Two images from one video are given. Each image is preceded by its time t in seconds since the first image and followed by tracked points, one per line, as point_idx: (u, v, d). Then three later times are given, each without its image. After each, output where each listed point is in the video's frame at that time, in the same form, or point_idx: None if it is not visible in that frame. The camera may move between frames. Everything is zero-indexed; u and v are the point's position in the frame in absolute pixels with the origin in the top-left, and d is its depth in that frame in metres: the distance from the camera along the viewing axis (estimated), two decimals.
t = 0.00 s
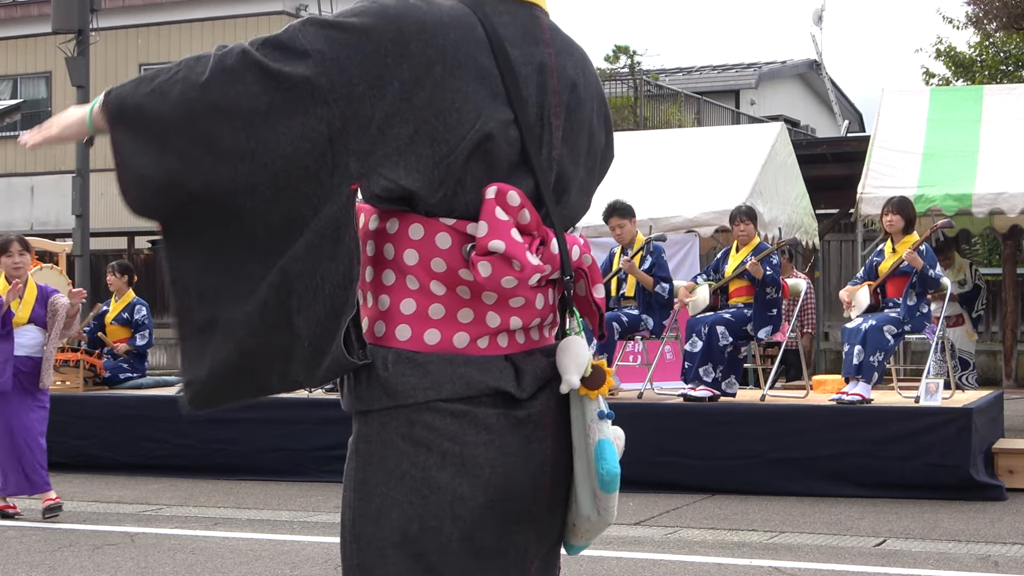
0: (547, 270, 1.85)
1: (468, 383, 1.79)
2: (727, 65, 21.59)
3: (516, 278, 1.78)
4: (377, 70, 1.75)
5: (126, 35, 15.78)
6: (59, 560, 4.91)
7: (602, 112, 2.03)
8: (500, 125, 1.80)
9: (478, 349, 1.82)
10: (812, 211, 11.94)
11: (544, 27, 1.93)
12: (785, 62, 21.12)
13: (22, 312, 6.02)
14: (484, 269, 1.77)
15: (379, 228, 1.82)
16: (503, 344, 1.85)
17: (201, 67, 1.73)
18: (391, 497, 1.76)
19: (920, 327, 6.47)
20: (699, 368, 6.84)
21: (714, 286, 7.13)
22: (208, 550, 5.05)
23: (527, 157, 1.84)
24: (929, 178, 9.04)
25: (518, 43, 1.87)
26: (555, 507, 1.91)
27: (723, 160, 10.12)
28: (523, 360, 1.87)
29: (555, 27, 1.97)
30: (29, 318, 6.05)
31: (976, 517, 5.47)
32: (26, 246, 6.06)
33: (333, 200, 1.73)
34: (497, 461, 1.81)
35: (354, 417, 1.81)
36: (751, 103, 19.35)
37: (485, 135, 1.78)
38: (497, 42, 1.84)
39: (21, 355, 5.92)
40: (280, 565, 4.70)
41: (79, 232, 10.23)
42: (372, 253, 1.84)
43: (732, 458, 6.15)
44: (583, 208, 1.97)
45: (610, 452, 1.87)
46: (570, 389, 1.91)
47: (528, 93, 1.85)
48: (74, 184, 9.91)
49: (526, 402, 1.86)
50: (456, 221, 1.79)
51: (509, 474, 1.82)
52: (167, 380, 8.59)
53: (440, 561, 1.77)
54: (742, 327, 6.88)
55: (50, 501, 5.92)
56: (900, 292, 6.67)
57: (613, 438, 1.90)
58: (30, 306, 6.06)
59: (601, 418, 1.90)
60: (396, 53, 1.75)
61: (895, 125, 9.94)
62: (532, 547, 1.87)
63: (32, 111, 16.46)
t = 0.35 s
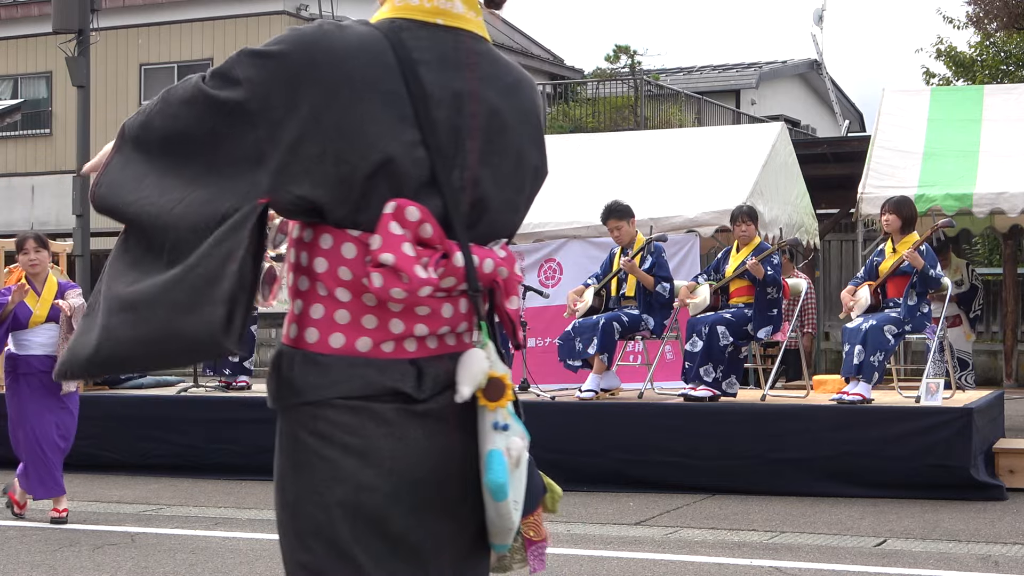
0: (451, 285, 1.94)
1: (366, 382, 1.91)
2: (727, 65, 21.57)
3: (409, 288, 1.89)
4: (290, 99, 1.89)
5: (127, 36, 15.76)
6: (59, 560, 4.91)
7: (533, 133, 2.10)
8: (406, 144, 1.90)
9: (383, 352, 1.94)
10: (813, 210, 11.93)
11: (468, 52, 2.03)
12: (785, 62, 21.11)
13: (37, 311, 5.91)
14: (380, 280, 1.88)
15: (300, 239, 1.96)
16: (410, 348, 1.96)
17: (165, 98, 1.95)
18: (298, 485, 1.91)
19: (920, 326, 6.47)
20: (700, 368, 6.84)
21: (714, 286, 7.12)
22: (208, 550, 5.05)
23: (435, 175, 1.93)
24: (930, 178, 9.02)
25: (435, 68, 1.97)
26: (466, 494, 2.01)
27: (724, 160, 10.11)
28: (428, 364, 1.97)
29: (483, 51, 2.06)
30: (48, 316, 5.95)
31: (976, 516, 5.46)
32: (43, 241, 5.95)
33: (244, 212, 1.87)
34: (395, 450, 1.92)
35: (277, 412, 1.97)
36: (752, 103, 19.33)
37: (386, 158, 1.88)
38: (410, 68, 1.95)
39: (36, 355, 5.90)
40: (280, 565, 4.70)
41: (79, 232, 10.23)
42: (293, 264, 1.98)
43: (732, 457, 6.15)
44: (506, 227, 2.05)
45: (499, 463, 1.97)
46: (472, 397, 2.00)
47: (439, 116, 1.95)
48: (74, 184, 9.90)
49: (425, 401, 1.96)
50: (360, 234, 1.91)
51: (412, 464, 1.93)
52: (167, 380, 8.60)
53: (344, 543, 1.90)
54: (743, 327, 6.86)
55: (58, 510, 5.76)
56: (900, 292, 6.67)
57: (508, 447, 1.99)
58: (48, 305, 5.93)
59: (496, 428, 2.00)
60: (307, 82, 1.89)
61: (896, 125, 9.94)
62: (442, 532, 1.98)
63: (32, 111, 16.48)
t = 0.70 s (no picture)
0: (368, 276, 1.93)
1: (283, 370, 1.91)
2: (727, 65, 21.59)
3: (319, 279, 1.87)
4: (220, 101, 1.94)
5: (126, 36, 15.72)
6: (59, 560, 4.91)
7: (468, 124, 2.07)
8: (323, 146, 1.90)
9: (305, 340, 1.93)
10: (812, 210, 11.94)
11: (394, 49, 1.99)
12: (785, 62, 21.12)
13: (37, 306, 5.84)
14: (290, 269, 1.88)
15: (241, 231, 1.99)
16: (336, 337, 1.95)
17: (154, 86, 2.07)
18: (214, 471, 1.93)
19: (920, 327, 6.48)
20: (699, 368, 6.84)
21: (714, 286, 7.13)
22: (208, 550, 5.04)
23: (352, 174, 1.92)
24: (930, 178, 9.01)
25: (356, 68, 1.94)
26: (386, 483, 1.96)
27: (723, 161, 10.11)
28: (351, 353, 1.94)
29: (412, 47, 2.01)
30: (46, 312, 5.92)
31: (976, 517, 5.46)
32: (48, 233, 5.91)
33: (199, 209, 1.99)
34: (304, 440, 1.90)
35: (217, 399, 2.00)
36: (751, 103, 19.34)
37: (304, 160, 1.90)
38: (331, 68, 1.92)
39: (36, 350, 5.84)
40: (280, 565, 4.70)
41: (79, 232, 10.22)
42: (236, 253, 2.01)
43: (731, 458, 6.14)
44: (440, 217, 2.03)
45: (410, 457, 1.86)
46: (386, 391, 1.93)
47: (360, 116, 1.93)
48: (74, 184, 9.90)
49: (340, 390, 1.92)
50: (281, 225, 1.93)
51: (322, 452, 1.90)
52: (167, 380, 8.59)
53: (250, 529, 1.89)
54: (742, 327, 6.86)
55: (58, 511, 5.75)
56: (900, 292, 6.67)
57: (420, 441, 1.89)
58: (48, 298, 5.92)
59: (406, 422, 1.90)
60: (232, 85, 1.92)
61: (895, 125, 9.93)
62: (358, 524, 1.94)
63: (31, 111, 16.48)
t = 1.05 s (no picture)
0: (319, 275, 1.95)
1: (236, 365, 1.95)
2: (727, 65, 21.58)
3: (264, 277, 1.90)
4: (178, 106, 1.98)
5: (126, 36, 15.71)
6: (59, 560, 4.91)
7: (425, 116, 2.09)
8: (275, 147, 1.94)
9: (264, 338, 1.96)
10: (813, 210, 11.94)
11: (345, 46, 2.01)
12: (785, 62, 21.10)
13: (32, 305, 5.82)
14: (237, 269, 1.94)
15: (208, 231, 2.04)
16: (294, 335, 1.97)
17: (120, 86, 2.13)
18: (179, 460, 2.00)
19: (920, 327, 6.48)
20: (700, 368, 6.84)
21: (714, 286, 7.13)
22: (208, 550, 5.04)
23: (305, 174, 1.96)
24: (930, 178, 9.00)
25: (308, 67, 1.97)
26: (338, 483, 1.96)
27: (723, 162, 10.11)
28: (306, 351, 1.96)
29: (365, 43, 2.03)
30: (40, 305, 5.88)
31: (976, 516, 5.46)
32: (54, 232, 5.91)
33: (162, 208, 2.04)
34: (254, 434, 1.93)
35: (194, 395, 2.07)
36: (752, 103, 19.34)
37: (258, 161, 1.94)
38: (282, 70, 1.95)
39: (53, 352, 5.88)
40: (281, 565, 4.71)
41: (80, 233, 10.23)
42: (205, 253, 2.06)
43: (731, 458, 6.14)
44: (398, 209, 2.06)
45: (351, 456, 1.84)
46: (337, 389, 1.93)
47: (312, 115, 1.96)
48: (74, 184, 9.90)
49: (291, 388, 1.94)
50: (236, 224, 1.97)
51: (270, 446, 1.93)
52: (167, 380, 8.60)
53: (206, 516, 1.95)
54: (743, 327, 6.85)
55: (57, 511, 5.75)
56: (900, 292, 6.67)
57: (364, 439, 1.87)
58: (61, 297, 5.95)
59: (350, 421, 1.88)
60: (189, 90, 1.96)
61: (895, 125, 9.93)
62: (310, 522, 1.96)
63: (32, 111, 16.48)
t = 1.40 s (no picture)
0: (284, 266, 1.95)
1: (203, 359, 1.96)
2: (727, 65, 21.59)
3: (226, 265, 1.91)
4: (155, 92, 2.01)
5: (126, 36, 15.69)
6: (59, 560, 4.91)
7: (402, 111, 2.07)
8: (242, 139, 1.96)
9: (231, 331, 1.96)
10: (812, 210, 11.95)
11: (319, 40, 2.02)
12: (785, 62, 21.11)
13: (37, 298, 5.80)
14: (200, 257, 1.93)
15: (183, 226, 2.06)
16: (263, 328, 1.97)
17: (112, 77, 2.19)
18: (152, 462, 2.01)
19: (920, 326, 6.48)
20: (699, 368, 6.84)
21: (714, 286, 7.12)
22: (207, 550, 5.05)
23: (272, 167, 1.96)
24: (930, 179, 9.00)
25: (280, 59, 1.99)
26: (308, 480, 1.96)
27: (723, 163, 10.10)
28: (272, 345, 1.97)
29: (339, 37, 2.04)
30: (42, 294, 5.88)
31: (976, 517, 5.46)
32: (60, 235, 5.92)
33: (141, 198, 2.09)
34: (221, 431, 1.94)
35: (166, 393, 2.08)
36: (751, 103, 19.37)
37: (225, 153, 1.96)
38: (253, 62, 1.98)
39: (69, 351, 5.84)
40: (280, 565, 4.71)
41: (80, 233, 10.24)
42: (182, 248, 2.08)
43: (731, 458, 6.14)
44: (371, 205, 2.06)
45: (314, 445, 1.81)
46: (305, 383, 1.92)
47: (281, 106, 1.97)
48: (74, 184, 9.91)
49: (256, 381, 1.95)
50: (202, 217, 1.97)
51: (237, 443, 1.94)
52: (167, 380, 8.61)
53: (182, 518, 1.95)
54: (742, 327, 6.86)
55: (58, 511, 5.75)
56: (900, 292, 6.66)
57: (327, 430, 1.84)
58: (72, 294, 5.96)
59: (313, 409, 1.85)
60: (166, 78, 2.00)
61: (895, 125, 9.93)
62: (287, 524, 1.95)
63: (31, 111, 16.48)
